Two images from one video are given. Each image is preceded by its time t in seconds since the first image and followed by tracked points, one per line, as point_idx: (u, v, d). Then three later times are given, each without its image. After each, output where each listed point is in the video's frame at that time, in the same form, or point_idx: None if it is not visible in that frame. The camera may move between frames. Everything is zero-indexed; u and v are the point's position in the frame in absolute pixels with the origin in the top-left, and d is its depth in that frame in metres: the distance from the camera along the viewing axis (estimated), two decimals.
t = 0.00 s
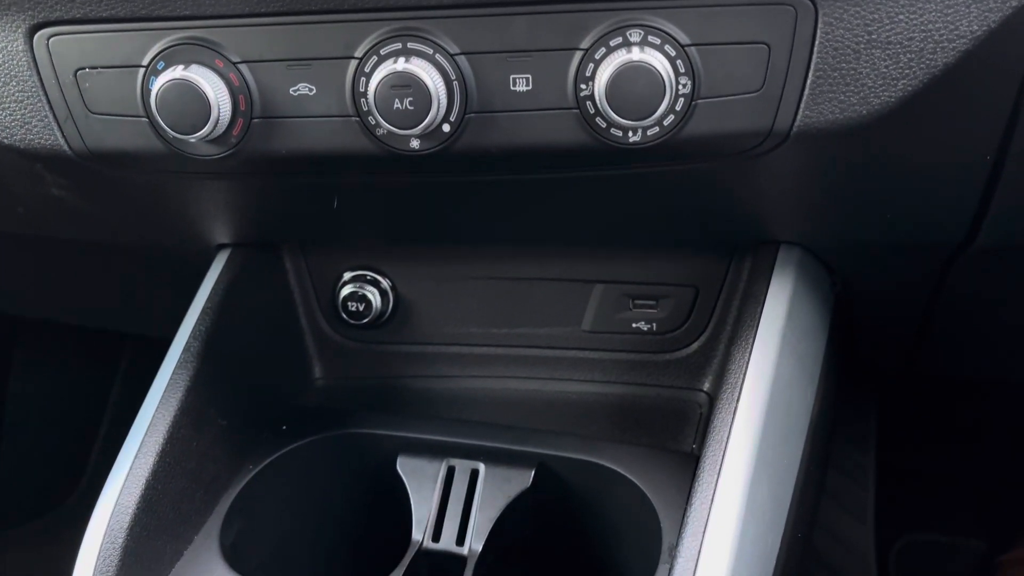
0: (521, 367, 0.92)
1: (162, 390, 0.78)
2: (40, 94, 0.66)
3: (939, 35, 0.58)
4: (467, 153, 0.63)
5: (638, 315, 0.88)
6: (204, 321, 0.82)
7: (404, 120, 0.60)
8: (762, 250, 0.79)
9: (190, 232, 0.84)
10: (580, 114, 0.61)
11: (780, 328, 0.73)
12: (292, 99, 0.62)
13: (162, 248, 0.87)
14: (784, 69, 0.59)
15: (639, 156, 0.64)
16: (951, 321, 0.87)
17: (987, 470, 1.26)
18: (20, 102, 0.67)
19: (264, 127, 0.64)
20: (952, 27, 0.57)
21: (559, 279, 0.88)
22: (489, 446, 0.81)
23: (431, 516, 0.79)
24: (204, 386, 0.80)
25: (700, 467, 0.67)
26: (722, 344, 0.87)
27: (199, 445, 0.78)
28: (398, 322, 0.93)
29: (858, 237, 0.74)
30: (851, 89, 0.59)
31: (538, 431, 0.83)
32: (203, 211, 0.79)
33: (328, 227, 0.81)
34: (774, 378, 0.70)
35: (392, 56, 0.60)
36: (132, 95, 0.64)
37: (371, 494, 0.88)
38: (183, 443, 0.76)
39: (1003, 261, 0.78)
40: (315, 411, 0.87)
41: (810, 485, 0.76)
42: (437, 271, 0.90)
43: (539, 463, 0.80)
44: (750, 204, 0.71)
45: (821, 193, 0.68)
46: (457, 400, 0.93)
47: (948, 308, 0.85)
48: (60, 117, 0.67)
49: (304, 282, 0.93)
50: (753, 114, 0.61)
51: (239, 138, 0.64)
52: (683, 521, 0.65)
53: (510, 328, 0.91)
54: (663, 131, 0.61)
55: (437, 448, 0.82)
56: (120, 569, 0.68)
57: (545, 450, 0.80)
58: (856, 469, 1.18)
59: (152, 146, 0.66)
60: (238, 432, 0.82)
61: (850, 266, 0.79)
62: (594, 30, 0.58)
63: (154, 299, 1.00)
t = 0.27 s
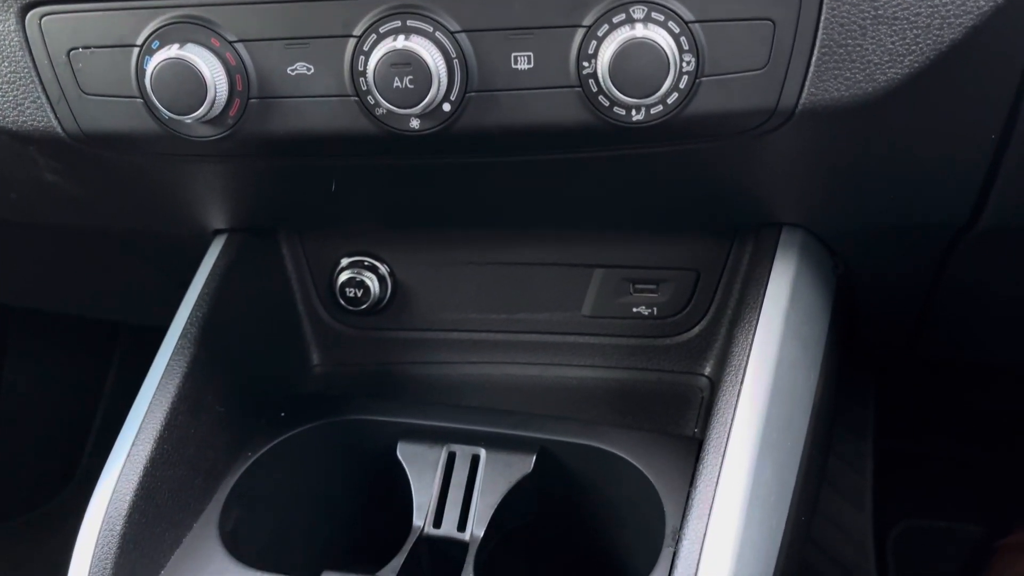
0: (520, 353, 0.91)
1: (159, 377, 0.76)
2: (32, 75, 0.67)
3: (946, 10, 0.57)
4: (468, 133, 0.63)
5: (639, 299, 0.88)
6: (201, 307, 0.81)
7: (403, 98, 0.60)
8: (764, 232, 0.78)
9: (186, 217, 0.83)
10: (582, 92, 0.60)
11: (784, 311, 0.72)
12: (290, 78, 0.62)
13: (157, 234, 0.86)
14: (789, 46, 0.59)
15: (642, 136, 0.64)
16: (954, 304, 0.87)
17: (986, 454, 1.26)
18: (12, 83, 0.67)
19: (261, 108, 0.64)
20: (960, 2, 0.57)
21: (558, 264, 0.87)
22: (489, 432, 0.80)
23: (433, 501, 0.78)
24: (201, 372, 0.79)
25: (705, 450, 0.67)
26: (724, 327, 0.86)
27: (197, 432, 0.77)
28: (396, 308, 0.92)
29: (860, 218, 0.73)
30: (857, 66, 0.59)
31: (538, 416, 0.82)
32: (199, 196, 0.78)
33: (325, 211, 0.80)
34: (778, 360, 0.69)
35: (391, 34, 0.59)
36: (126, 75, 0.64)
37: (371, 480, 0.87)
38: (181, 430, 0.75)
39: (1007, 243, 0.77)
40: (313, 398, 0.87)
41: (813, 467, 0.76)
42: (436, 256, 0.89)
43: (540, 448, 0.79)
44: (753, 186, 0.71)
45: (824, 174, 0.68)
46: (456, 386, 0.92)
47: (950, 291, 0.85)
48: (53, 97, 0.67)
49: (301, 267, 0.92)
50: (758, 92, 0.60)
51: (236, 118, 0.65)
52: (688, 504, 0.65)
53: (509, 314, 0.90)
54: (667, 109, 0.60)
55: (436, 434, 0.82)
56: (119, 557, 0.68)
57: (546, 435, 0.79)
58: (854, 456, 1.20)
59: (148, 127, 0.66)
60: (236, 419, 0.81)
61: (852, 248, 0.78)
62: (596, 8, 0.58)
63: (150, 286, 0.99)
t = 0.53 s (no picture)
0: (519, 339, 0.91)
1: (155, 363, 0.76)
2: (25, 56, 0.67)
3: None
4: (469, 114, 0.63)
5: (639, 284, 0.87)
6: (197, 293, 0.80)
7: (403, 78, 0.60)
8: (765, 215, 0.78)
9: (181, 203, 0.82)
10: (584, 71, 0.60)
11: (787, 294, 0.71)
12: (287, 59, 0.62)
13: (152, 220, 0.85)
14: (793, 24, 0.58)
15: (643, 116, 0.63)
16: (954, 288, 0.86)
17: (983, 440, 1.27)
18: (5, 65, 0.68)
19: (258, 89, 0.64)
20: None
21: (557, 249, 0.86)
22: (489, 417, 0.80)
23: (433, 488, 0.78)
24: (199, 359, 0.78)
25: (708, 434, 0.66)
26: (724, 312, 0.85)
27: (194, 419, 0.76)
28: (394, 295, 0.92)
29: (862, 201, 0.72)
30: (862, 44, 0.58)
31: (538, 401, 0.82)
32: (194, 181, 0.77)
33: (322, 196, 0.79)
34: (781, 343, 0.68)
35: (390, 13, 0.59)
36: (119, 56, 0.64)
37: (370, 467, 0.87)
38: (178, 417, 0.74)
39: (1008, 226, 0.77)
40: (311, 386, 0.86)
41: (815, 451, 0.75)
42: (433, 242, 0.88)
43: (541, 434, 0.79)
44: (753, 168, 0.70)
45: (825, 155, 0.67)
46: (455, 372, 0.92)
47: (950, 275, 0.84)
48: (45, 79, 0.67)
49: (298, 254, 0.92)
50: (762, 71, 0.60)
51: (232, 100, 0.64)
52: (691, 489, 0.64)
53: (508, 300, 0.90)
54: (670, 89, 0.60)
55: (436, 421, 0.81)
56: (117, 544, 0.67)
57: (546, 421, 0.79)
58: (853, 444, 1.20)
59: (142, 108, 0.66)
60: (234, 406, 0.81)
61: (852, 231, 0.78)
62: None
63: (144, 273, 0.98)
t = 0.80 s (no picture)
0: (519, 326, 0.90)
1: (152, 350, 0.75)
2: (18, 38, 0.68)
3: None
4: (470, 95, 0.63)
5: (640, 270, 0.86)
6: (194, 280, 0.79)
7: (402, 58, 0.60)
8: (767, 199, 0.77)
9: (177, 188, 0.81)
10: (587, 50, 0.60)
11: (790, 277, 0.71)
12: (285, 38, 0.62)
13: (147, 205, 0.84)
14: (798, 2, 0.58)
15: (645, 94, 0.62)
16: (957, 272, 0.86)
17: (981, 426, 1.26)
18: None
19: (254, 70, 0.64)
20: None
21: (558, 235, 0.85)
22: (490, 404, 0.79)
23: (433, 475, 0.78)
24: (196, 346, 0.77)
25: (712, 419, 0.65)
26: (725, 297, 0.84)
27: (192, 408, 0.75)
28: (392, 282, 0.91)
29: (865, 184, 0.72)
30: (869, 21, 0.58)
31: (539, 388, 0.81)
32: (190, 165, 0.76)
33: (318, 181, 0.78)
34: (785, 327, 0.68)
35: None
36: (113, 36, 0.64)
37: (370, 455, 0.86)
38: (175, 404, 0.74)
39: (1013, 211, 0.76)
40: (310, 373, 0.85)
41: (819, 436, 0.75)
42: (432, 228, 0.87)
43: (543, 420, 0.78)
44: (756, 150, 0.69)
45: (829, 136, 0.66)
46: (454, 359, 0.91)
47: (952, 259, 0.84)
48: (38, 61, 0.68)
49: (295, 240, 0.91)
50: (767, 49, 0.59)
51: (228, 81, 0.65)
52: (695, 474, 0.64)
53: (508, 286, 0.89)
54: (674, 67, 0.60)
55: (435, 407, 0.80)
56: (115, 532, 0.66)
57: (547, 408, 0.78)
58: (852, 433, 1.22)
59: (137, 90, 0.66)
60: (232, 393, 0.80)
61: (855, 214, 0.77)
62: None
63: (139, 260, 0.97)
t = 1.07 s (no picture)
0: (519, 314, 0.89)
1: (149, 339, 0.74)
2: (12, 23, 0.68)
3: None
4: (471, 78, 0.63)
5: (641, 257, 0.85)
6: (191, 269, 0.78)
7: (402, 39, 0.60)
8: (770, 185, 0.76)
9: (173, 174, 0.80)
10: (590, 31, 0.60)
11: (794, 263, 0.70)
12: (283, 21, 0.62)
13: (143, 192, 0.84)
14: None
15: (648, 76, 0.61)
16: (960, 258, 0.85)
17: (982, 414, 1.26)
18: None
19: (252, 52, 0.64)
20: None
21: (559, 223, 0.85)
22: (490, 392, 0.79)
23: (434, 465, 0.77)
24: (194, 334, 0.77)
25: (717, 406, 0.65)
26: (728, 285, 0.84)
27: (190, 397, 0.74)
28: (390, 270, 0.90)
29: (869, 168, 0.71)
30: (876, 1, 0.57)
31: (540, 376, 0.80)
32: (187, 151, 0.76)
33: (316, 168, 0.78)
34: (789, 313, 0.67)
35: None
36: (107, 19, 0.65)
37: (369, 445, 0.86)
38: (173, 394, 0.73)
39: (1017, 197, 0.75)
40: (308, 362, 0.85)
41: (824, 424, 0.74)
42: (430, 216, 0.86)
43: (545, 408, 0.77)
44: (759, 136, 0.69)
45: (833, 121, 0.65)
46: (454, 347, 0.90)
47: (956, 246, 0.83)
48: (31, 46, 0.68)
49: (292, 229, 0.90)
50: (773, 30, 0.59)
51: (225, 64, 0.65)
52: (700, 461, 0.63)
53: (508, 274, 0.88)
54: (679, 49, 0.59)
55: (435, 396, 0.80)
56: (112, 523, 0.65)
57: (549, 396, 0.77)
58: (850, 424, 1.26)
59: (132, 73, 0.67)
60: (230, 383, 0.79)
61: (858, 200, 0.77)
62: None
63: (135, 249, 0.96)
